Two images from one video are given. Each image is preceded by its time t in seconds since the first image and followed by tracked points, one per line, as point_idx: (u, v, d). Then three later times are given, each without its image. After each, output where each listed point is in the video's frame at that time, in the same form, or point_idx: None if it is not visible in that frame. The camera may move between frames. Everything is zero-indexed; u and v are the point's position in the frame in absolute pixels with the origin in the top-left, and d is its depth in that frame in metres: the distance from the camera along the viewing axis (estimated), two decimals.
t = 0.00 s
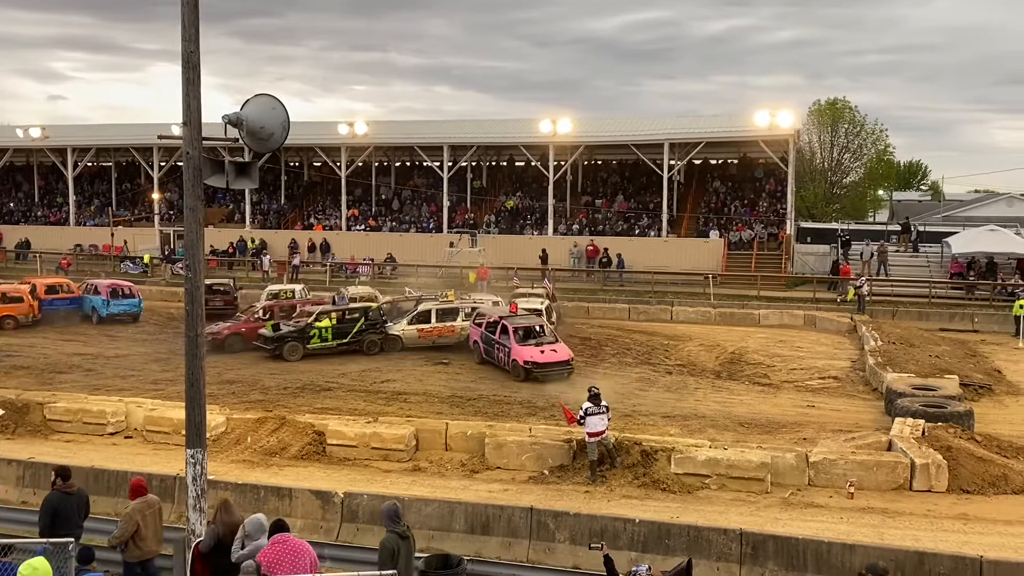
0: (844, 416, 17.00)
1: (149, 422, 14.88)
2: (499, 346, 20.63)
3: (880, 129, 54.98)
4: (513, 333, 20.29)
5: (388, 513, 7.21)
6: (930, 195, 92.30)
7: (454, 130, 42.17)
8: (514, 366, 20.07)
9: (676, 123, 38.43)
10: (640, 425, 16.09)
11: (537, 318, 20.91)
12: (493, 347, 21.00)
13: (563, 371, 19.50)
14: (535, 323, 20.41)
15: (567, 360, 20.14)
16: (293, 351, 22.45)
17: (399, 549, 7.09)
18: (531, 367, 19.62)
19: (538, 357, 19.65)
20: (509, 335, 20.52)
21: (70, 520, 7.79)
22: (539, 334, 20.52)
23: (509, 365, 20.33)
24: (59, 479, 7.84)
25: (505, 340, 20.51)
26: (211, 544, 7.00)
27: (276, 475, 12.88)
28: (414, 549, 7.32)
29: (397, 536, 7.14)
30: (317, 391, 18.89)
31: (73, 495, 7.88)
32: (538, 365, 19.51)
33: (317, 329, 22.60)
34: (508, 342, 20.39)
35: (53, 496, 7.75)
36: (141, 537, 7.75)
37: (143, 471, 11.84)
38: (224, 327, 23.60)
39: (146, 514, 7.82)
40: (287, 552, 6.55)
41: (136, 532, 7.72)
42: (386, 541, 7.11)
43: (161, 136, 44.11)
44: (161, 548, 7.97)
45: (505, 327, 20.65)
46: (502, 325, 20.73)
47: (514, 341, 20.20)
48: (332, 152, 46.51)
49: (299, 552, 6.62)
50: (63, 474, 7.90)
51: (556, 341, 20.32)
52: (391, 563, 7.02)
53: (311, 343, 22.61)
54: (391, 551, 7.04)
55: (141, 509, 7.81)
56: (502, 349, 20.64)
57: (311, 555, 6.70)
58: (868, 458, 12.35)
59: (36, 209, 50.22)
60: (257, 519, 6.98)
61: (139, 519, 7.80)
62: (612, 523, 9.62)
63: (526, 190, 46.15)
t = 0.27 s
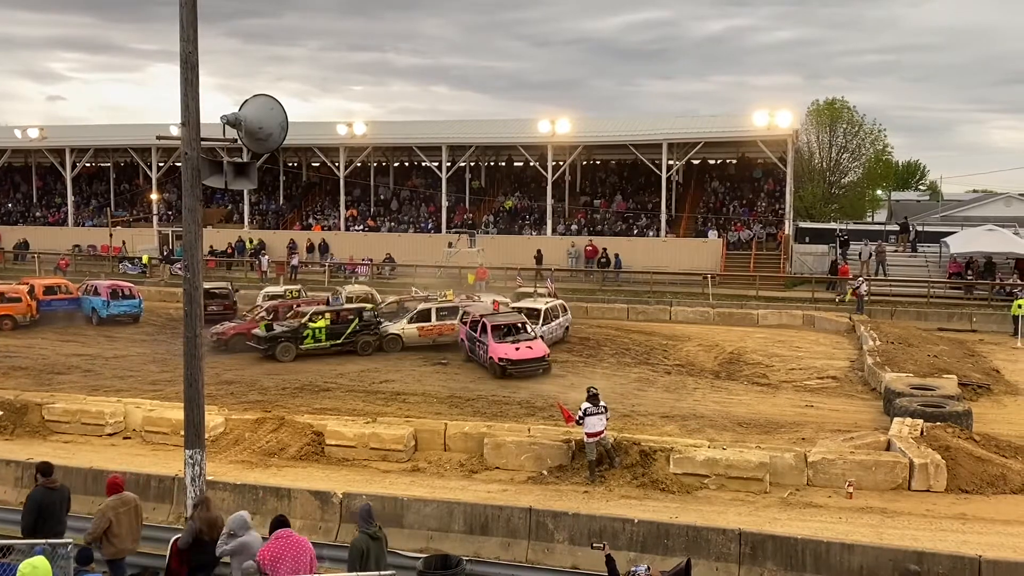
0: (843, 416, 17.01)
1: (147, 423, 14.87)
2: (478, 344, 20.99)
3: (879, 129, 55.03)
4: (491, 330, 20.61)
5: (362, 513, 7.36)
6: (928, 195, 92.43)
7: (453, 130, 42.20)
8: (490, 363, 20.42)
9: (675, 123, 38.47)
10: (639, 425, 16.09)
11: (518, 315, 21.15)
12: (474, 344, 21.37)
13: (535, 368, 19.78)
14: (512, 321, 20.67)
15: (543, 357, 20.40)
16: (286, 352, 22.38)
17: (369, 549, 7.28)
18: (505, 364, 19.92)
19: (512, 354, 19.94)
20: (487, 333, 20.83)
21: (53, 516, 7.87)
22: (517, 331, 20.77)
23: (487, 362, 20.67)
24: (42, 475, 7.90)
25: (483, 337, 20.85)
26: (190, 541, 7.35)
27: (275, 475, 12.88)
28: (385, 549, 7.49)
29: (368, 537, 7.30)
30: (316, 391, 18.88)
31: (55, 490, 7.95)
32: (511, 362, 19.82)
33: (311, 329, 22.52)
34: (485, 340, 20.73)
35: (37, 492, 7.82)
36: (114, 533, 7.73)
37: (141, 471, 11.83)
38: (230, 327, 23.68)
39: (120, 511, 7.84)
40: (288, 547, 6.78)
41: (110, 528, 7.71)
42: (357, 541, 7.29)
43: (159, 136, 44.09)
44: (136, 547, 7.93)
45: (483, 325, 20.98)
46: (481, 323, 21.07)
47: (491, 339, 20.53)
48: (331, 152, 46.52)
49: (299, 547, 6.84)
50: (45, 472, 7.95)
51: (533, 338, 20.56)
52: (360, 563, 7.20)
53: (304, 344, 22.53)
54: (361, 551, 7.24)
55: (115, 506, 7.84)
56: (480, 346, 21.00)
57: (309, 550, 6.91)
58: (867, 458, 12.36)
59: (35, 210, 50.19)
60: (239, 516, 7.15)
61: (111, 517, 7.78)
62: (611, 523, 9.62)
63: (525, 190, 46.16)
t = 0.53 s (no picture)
0: (842, 416, 17.01)
1: (147, 423, 14.85)
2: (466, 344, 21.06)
3: (878, 129, 55.06)
4: (477, 330, 20.61)
5: (338, 506, 7.28)
6: (927, 195, 92.52)
7: (453, 130, 42.23)
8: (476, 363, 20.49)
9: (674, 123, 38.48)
10: (639, 425, 16.08)
11: (509, 315, 21.04)
12: (464, 343, 21.46)
13: (518, 369, 19.75)
14: (498, 321, 20.60)
15: (528, 357, 20.33)
16: (271, 352, 22.25)
17: (342, 542, 7.21)
18: (488, 364, 19.96)
19: (496, 355, 19.94)
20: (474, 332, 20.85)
21: (37, 515, 7.85)
22: (504, 331, 20.70)
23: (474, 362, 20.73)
24: (22, 476, 7.87)
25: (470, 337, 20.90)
26: (171, 538, 6.97)
27: (274, 476, 12.87)
28: (361, 542, 7.42)
29: (343, 530, 7.24)
30: (315, 391, 18.89)
31: (38, 490, 7.92)
32: (494, 363, 19.83)
33: (298, 329, 22.40)
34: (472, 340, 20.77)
35: (19, 493, 7.79)
36: (94, 531, 7.62)
37: (141, 472, 11.82)
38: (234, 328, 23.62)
39: (100, 508, 7.71)
40: (287, 538, 6.94)
41: (89, 526, 7.59)
42: (333, 533, 7.23)
43: (159, 136, 44.09)
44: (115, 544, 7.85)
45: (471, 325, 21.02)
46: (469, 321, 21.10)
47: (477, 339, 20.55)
48: (330, 153, 46.53)
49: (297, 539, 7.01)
50: (26, 472, 7.93)
51: (519, 338, 20.49)
52: (331, 557, 7.12)
53: (290, 344, 22.41)
54: (333, 544, 7.16)
55: (94, 504, 7.71)
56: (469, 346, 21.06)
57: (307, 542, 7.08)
58: (866, 458, 12.36)
59: (34, 210, 50.18)
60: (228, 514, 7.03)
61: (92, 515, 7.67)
62: (610, 523, 9.61)
63: (524, 190, 46.18)
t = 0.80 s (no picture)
0: (843, 416, 17.01)
1: (147, 423, 14.85)
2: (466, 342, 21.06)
3: (878, 129, 55.06)
4: (477, 329, 20.62)
5: (321, 502, 7.29)
6: (927, 195, 92.55)
7: (453, 130, 42.23)
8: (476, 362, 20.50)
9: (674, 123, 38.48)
10: (639, 425, 16.08)
11: (510, 315, 21.03)
12: (464, 342, 21.45)
13: (517, 369, 19.76)
14: (499, 321, 20.59)
15: (528, 356, 20.30)
16: (249, 354, 22.01)
17: (326, 538, 7.23)
18: (488, 363, 19.97)
19: (495, 354, 19.96)
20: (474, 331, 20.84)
21: (17, 515, 7.84)
22: (504, 331, 20.69)
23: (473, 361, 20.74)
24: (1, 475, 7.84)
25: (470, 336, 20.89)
26: (145, 536, 7.69)
27: (274, 476, 12.86)
28: (346, 538, 7.46)
29: (326, 526, 7.25)
30: (315, 391, 18.88)
31: (17, 490, 7.90)
32: (493, 361, 19.84)
33: (276, 331, 22.23)
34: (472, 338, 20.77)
35: None
36: (77, 528, 7.63)
37: (141, 472, 11.82)
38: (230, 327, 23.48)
39: (81, 505, 7.74)
40: (280, 536, 6.98)
41: (72, 524, 7.60)
42: (316, 529, 7.26)
43: (159, 136, 44.08)
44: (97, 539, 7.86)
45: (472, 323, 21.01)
46: (470, 320, 21.09)
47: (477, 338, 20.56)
48: (330, 152, 46.54)
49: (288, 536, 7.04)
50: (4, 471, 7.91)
51: (520, 338, 20.49)
52: (316, 552, 7.17)
53: (269, 346, 22.20)
54: (318, 540, 7.19)
55: (75, 502, 7.71)
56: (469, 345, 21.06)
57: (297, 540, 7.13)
58: (866, 458, 12.36)
59: (34, 210, 50.20)
60: (219, 507, 7.65)
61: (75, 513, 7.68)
62: (610, 523, 9.61)
63: (525, 190, 46.17)
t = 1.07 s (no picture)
0: (844, 416, 16.99)
1: (148, 423, 14.86)
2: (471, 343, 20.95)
3: (879, 129, 55.03)
4: (482, 330, 20.57)
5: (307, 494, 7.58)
6: (929, 195, 92.50)
7: (454, 130, 42.24)
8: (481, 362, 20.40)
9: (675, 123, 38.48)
10: (640, 425, 16.08)
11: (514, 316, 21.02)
12: (469, 342, 21.35)
13: (524, 369, 19.70)
14: (505, 321, 20.56)
15: (533, 358, 20.27)
16: (218, 358, 21.52)
17: (316, 528, 7.54)
18: (494, 363, 19.86)
19: (501, 354, 19.89)
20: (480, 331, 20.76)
21: None
22: (510, 331, 20.65)
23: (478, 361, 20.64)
24: None
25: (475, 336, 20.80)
26: (119, 531, 7.40)
27: (275, 476, 12.86)
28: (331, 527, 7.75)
29: (314, 516, 7.56)
30: (316, 391, 18.88)
31: None
32: (500, 361, 19.75)
33: (247, 334, 21.72)
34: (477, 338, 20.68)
35: None
36: (52, 526, 7.69)
37: (142, 472, 11.83)
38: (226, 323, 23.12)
39: (57, 505, 7.79)
40: (262, 535, 6.98)
41: (47, 522, 7.66)
42: (304, 520, 7.54)
43: (160, 136, 44.10)
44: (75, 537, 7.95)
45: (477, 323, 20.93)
46: (475, 320, 21.01)
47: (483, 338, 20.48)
48: (331, 152, 46.55)
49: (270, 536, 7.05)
50: None
51: (526, 339, 20.45)
52: (306, 541, 7.48)
53: (239, 349, 21.72)
54: (307, 530, 7.50)
55: (51, 500, 7.78)
56: (474, 345, 20.96)
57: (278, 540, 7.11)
58: (867, 457, 12.36)
59: (36, 210, 50.25)
60: (207, 506, 7.32)
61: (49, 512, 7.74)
62: (611, 523, 9.60)
63: (525, 190, 46.16)
